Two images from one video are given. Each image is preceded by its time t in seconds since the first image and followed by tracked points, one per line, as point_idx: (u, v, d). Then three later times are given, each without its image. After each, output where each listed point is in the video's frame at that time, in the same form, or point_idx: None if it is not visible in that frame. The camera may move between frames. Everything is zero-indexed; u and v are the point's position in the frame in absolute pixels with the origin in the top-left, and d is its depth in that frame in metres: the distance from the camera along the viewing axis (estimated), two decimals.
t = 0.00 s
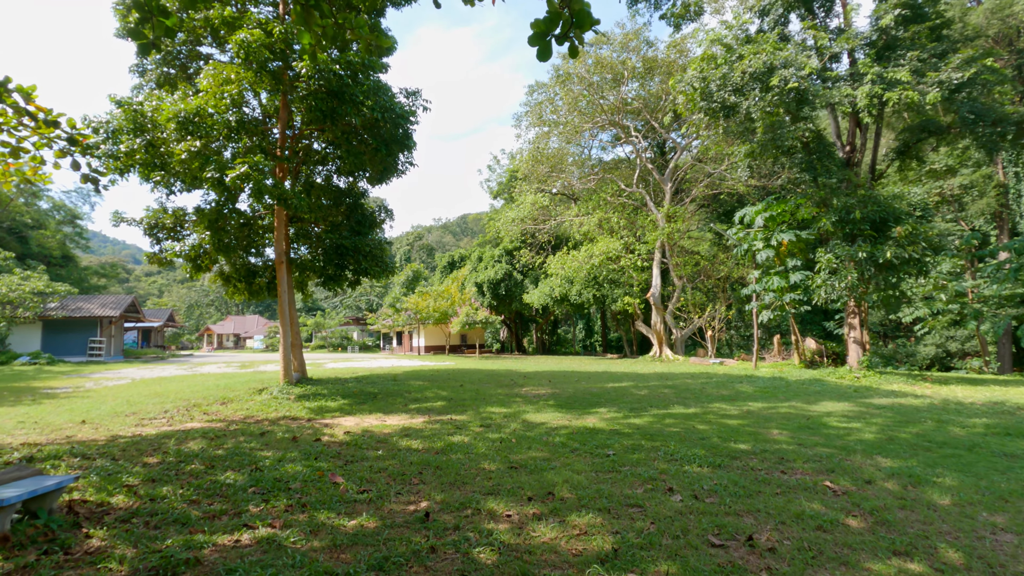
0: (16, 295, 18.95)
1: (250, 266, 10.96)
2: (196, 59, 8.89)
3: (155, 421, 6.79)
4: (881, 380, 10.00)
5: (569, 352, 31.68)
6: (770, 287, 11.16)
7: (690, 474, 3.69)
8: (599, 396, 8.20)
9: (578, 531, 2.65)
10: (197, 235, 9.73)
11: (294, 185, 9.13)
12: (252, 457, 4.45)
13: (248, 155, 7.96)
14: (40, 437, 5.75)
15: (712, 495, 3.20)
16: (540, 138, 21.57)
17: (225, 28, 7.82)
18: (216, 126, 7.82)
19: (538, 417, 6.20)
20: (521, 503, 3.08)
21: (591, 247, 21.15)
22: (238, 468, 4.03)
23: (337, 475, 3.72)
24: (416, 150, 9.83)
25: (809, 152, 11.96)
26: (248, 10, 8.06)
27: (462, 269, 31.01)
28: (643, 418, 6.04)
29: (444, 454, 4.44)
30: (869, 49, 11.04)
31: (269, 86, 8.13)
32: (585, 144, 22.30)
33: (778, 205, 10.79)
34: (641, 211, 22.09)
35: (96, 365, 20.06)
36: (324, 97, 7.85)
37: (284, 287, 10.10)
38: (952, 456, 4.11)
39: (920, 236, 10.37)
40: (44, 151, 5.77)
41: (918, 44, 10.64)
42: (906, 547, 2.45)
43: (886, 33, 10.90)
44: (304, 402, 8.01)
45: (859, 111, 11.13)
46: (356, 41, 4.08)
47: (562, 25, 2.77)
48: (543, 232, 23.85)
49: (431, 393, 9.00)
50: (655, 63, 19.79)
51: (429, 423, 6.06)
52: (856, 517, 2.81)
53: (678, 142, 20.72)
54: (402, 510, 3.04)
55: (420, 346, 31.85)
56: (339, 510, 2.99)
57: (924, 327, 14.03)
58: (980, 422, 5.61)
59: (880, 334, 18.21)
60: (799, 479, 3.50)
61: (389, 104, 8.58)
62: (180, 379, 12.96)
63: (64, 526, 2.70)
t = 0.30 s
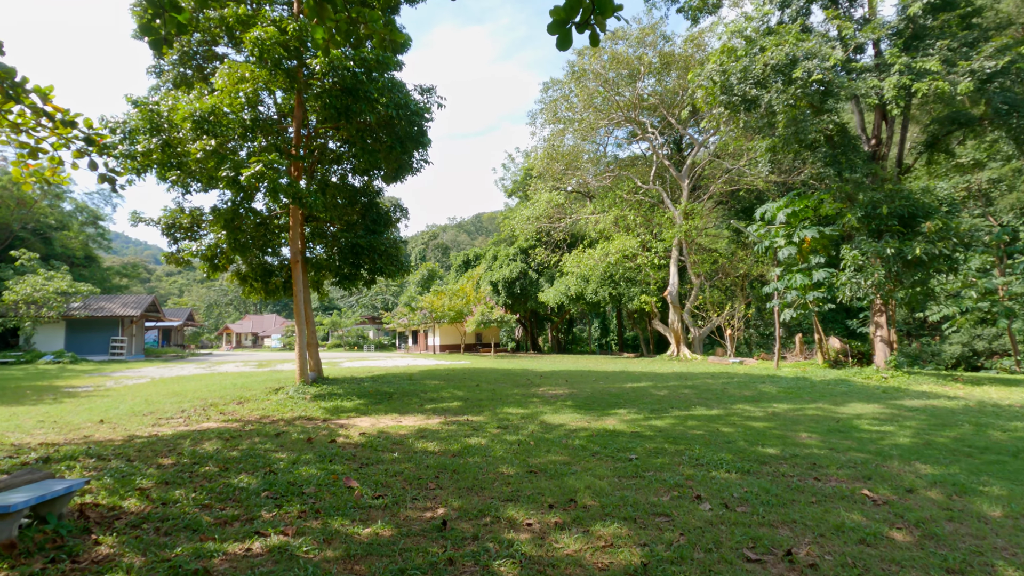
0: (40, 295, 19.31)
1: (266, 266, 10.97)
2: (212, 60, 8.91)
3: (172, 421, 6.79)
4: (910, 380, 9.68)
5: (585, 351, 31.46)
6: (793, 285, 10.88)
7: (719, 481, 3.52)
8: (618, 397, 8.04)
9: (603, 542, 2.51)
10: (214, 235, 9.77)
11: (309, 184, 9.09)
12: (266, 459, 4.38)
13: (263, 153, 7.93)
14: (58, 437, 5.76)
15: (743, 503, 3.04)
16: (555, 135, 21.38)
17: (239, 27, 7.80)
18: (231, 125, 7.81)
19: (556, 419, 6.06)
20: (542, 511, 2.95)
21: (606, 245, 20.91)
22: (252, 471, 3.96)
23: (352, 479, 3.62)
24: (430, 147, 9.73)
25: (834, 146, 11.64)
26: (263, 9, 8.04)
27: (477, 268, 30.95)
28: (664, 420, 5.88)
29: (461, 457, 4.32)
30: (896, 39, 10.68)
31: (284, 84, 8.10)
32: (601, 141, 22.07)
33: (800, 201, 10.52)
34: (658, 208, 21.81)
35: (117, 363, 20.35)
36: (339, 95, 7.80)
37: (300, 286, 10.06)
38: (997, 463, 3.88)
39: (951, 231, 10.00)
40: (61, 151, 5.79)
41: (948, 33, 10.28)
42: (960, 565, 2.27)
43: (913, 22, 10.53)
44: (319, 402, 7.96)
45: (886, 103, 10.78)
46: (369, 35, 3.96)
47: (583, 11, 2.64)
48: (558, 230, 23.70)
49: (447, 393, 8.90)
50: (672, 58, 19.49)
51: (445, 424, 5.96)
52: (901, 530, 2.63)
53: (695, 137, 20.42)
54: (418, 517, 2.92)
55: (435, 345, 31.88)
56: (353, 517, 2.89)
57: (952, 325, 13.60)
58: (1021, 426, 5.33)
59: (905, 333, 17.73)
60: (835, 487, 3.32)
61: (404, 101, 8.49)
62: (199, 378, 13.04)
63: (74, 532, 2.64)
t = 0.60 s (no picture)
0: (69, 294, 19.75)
1: (286, 264, 11.00)
2: (232, 59, 8.94)
3: (193, 418, 6.81)
4: (946, 380, 9.30)
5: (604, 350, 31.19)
6: (820, 281, 10.56)
7: (752, 484, 3.35)
8: (640, 396, 7.86)
9: (634, 550, 2.37)
10: (234, 233, 9.82)
11: (327, 181, 9.07)
12: (284, 458, 4.32)
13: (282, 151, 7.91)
14: (81, 433, 5.79)
15: (780, 510, 2.86)
16: (573, 132, 21.16)
17: (258, 24, 7.81)
18: (250, 123, 7.81)
19: (578, 418, 5.92)
20: (567, 515, 2.82)
21: (626, 242, 20.62)
22: (269, 470, 3.89)
23: (369, 479, 3.53)
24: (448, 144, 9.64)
25: (863, 138, 11.26)
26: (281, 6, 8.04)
27: (495, 266, 30.89)
28: (690, 421, 5.69)
29: (481, 457, 4.21)
30: (930, 26, 10.25)
31: (303, 82, 8.09)
32: (620, 138, 21.81)
33: (828, 194, 10.20)
34: (679, 205, 21.49)
35: (142, 361, 20.72)
36: (356, 91, 7.74)
37: (319, 284, 10.05)
38: None
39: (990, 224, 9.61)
40: (83, 149, 5.84)
41: (985, 18, 9.83)
42: None
43: (948, 8, 10.12)
44: (338, 400, 7.93)
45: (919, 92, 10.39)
46: (387, 27, 3.87)
47: None
48: (577, 228, 23.48)
49: (466, 391, 8.81)
50: (693, 51, 19.15)
51: (465, 423, 5.86)
52: (956, 541, 2.45)
53: (716, 133, 20.07)
54: (438, 520, 2.82)
55: (453, 343, 31.89)
56: (371, 519, 2.79)
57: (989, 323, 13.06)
58: None
59: (936, 331, 17.15)
60: (879, 494, 3.12)
61: (421, 96, 8.40)
62: (220, 375, 13.15)
63: (88, 532, 2.58)
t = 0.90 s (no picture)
0: (92, 293, 20.09)
1: (303, 262, 11.00)
2: (249, 57, 8.90)
3: (210, 416, 6.79)
4: (981, 380, 8.94)
5: (620, 348, 30.92)
6: (847, 277, 10.25)
7: (787, 493, 3.17)
8: (661, 395, 7.68)
9: (665, 566, 2.23)
10: (251, 231, 9.82)
11: (343, 179, 9.00)
12: (300, 459, 4.23)
13: (298, 148, 7.85)
14: (100, 432, 5.78)
15: (820, 521, 2.69)
16: (589, 127, 20.89)
17: (273, 21, 7.74)
18: (265, 120, 7.77)
19: (598, 419, 5.76)
20: (592, 525, 2.68)
21: (643, 239, 20.32)
22: (284, 472, 3.81)
23: (386, 484, 3.42)
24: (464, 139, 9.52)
25: (892, 130, 10.88)
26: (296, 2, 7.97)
27: (510, 263, 30.75)
28: (715, 422, 5.50)
29: (500, 461, 4.08)
30: (963, 11, 9.81)
31: (318, 78, 8.02)
32: (637, 133, 21.51)
33: (854, 188, 9.89)
34: (697, 200, 21.15)
35: (163, 358, 20.98)
36: (372, 86, 7.63)
37: (335, 282, 9.99)
38: None
39: None
40: (101, 148, 5.83)
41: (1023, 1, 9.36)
42: None
43: None
44: (354, 399, 7.87)
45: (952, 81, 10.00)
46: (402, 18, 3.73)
47: None
48: (593, 224, 23.22)
49: (483, 390, 8.70)
50: (712, 43, 18.78)
51: (482, 424, 5.74)
52: (1018, 560, 2.26)
53: (735, 126, 19.71)
54: (457, 529, 2.70)
55: (469, 340, 31.86)
56: (388, 528, 2.68)
57: (1023, 321, 12.58)
58: None
59: (965, 329, 16.65)
60: (926, 505, 2.92)
61: (437, 91, 8.28)
62: (239, 373, 13.22)
63: (99, 539, 2.52)
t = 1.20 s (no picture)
0: (107, 292, 20.28)
1: (314, 261, 10.95)
2: (260, 55, 8.86)
3: (222, 417, 6.75)
4: (1009, 380, 8.66)
5: (632, 347, 30.69)
6: (867, 276, 9.99)
7: (817, 501, 3.02)
8: (677, 396, 7.52)
9: None
10: (262, 230, 9.78)
11: (354, 177, 8.94)
12: (310, 462, 4.14)
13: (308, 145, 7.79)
14: (111, 432, 5.75)
15: (855, 534, 2.54)
16: (601, 125, 20.69)
17: (284, 18, 7.68)
18: (275, 118, 7.70)
19: (614, 421, 5.62)
20: (613, 535, 2.55)
21: (656, 237, 20.10)
22: (294, 476, 3.71)
23: (398, 489, 3.31)
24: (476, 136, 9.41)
25: (914, 123, 10.56)
26: None
27: (522, 262, 30.63)
28: (735, 425, 5.34)
29: (515, 465, 3.97)
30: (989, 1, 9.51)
31: (328, 75, 7.94)
32: (649, 131, 21.29)
33: (874, 184, 9.65)
34: (711, 198, 20.90)
35: (177, 357, 21.15)
36: (383, 82, 7.55)
37: (346, 281, 9.92)
38: None
39: None
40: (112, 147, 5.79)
41: None
42: None
43: None
44: (366, 399, 7.80)
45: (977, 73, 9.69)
46: (413, 11, 3.59)
47: None
48: (605, 223, 23.02)
49: (496, 390, 8.59)
50: (726, 39, 18.52)
51: (495, 425, 5.62)
52: None
53: (750, 123, 19.45)
54: (472, 539, 2.58)
55: (480, 340, 31.80)
56: (400, 537, 2.57)
57: None
58: None
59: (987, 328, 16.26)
60: (967, 516, 2.76)
61: (449, 88, 8.19)
62: (251, 372, 13.25)
63: (102, 546, 2.44)
